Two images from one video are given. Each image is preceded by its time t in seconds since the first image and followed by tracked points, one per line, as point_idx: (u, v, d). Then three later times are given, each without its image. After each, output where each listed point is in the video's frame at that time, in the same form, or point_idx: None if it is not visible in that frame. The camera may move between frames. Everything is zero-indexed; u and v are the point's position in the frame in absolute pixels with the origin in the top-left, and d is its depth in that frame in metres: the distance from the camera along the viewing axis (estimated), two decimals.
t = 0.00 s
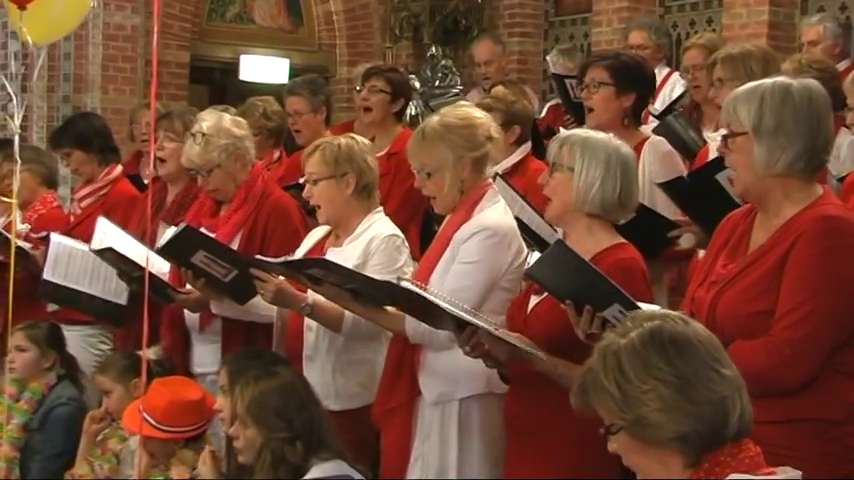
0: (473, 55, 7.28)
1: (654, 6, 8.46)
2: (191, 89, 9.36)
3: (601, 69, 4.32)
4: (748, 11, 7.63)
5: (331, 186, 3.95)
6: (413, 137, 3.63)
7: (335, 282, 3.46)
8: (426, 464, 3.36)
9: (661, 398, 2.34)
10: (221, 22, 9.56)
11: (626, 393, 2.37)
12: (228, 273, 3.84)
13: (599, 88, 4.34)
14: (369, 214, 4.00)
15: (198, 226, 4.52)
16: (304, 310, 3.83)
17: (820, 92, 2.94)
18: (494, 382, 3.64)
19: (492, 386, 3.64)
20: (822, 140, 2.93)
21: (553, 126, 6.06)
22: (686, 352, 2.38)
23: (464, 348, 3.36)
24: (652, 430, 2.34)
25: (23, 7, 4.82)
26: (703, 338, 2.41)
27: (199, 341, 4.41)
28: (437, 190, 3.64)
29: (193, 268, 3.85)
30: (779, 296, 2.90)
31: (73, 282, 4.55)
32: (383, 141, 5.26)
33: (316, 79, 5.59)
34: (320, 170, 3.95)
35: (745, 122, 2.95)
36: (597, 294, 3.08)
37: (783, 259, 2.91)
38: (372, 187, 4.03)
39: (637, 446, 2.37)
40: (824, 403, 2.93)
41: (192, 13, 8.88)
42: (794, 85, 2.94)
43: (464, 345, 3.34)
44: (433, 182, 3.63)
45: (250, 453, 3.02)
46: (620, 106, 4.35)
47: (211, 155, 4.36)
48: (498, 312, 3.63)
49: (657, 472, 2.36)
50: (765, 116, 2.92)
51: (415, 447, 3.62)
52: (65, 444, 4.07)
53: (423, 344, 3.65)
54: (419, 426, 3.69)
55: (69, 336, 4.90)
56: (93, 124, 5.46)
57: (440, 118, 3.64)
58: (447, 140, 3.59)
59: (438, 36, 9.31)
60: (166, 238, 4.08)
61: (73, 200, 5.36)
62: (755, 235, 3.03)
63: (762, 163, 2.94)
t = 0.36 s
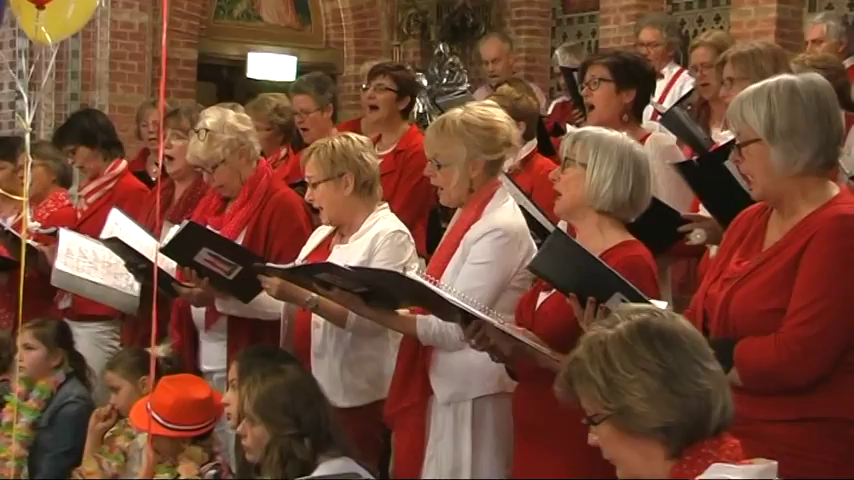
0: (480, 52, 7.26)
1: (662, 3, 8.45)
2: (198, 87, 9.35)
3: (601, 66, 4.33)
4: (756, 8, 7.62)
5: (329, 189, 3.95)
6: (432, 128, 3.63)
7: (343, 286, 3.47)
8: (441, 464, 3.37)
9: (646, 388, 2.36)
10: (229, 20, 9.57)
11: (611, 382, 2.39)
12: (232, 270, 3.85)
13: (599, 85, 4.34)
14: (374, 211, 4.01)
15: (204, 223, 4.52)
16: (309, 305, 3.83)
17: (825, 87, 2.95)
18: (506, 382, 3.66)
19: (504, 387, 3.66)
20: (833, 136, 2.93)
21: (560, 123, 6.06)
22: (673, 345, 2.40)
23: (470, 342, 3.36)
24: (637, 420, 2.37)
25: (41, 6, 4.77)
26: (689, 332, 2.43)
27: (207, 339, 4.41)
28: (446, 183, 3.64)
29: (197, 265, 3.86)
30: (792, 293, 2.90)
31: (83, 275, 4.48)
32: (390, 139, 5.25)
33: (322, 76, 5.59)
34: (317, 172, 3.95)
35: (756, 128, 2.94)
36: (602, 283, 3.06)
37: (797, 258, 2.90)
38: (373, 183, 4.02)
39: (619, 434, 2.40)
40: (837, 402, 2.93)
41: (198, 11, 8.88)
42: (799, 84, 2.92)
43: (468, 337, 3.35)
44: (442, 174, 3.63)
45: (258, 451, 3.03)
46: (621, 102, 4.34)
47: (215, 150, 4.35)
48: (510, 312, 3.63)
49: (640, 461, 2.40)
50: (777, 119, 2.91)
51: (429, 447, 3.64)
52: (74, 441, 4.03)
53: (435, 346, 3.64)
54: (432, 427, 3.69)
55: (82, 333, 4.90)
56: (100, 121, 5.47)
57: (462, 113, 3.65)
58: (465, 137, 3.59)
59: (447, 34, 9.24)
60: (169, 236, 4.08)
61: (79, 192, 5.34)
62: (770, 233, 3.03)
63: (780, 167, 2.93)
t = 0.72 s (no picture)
0: (486, 52, 7.25)
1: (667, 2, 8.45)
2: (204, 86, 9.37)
3: (598, 77, 4.32)
4: (762, 7, 7.62)
5: (332, 187, 3.95)
6: (443, 127, 3.62)
7: (351, 286, 3.47)
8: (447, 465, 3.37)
9: (610, 387, 2.39)
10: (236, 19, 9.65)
11: (577, 382, 2.42)
12: (236, 269, 3.84)
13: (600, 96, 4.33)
14: (376, 210, 4.01)
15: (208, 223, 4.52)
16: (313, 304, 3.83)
17: (821, 83, 2.95)
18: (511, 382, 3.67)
19: (509, 387, 3.66)
20: (836, 133, 2.93)
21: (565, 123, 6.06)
22: (637, 346, 2.43)
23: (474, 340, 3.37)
24: (602, 418, 2.39)
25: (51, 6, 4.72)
26: (654, 335, 2.47)
27: (211, 338, 4.41)
28: (454, 182, 3.64)
29: (201, 264, 3.84)
30: (800, 294, 2.89)
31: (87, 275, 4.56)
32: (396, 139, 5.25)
33: (327, 76, 5.59)
34: (321, 171, 3.95)
35: (762, 135, 2.92)
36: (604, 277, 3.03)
37: (805, 258, 2.90)
38: (376, 181, 4.01)
39: (585, 435, 2.42)
40: (844, 402, 2.93)
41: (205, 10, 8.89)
42: (797, 84, 2.92)
43: (473, 337, 3.35)
44: (451, 174, 3.63)
45: (264, 451, 3.03)
46: (622, 107, 4.35)
47: (218, 147, 4.35)
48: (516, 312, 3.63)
49: (608, 460, 2.41)
50: (782, 122, 2.90)
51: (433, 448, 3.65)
52: (78, 439, 4.06)
53: (440, 346, 3.63)
54: (436, 426, 3.69)
55: (88, 332, 4.91)
56: (106, 119, 5.47)
57: (472, 112, 3.64)
58: (474, 137, 3.59)
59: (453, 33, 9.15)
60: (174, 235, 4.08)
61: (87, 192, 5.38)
62: (778, 233, 3.03)
63: (790, 172, 2.91)
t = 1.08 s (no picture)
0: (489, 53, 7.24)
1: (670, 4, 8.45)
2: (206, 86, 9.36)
3: (604, 81, 4.33)
4: (765, 8, 7.62)
5: (334, 186, 3.96)
6: (445, 127, 3.64)
7: (351, 287, 3.47)
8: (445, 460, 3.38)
9: (589, 397, 2.40)
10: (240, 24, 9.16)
11: (555, 399, 2.42)
12: (237, 272, 3.86)
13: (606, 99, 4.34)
14: (376, 211, 4.01)
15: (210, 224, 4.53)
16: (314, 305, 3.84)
17: (825, 87, 2.95)
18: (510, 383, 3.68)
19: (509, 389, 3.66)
20: (837, 136, 2.93)
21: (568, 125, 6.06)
22: (606, 358, 2.45)
23: (474, 342, 3.36)
24: (586, 431, 2.37)
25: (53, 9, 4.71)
26: (621, 346, 2.49)
27: (213, 339, 4.43)
28: (454, 183, 3.64)
29: (201, 268, 3.85)
30: (800, 295, 2.89)
31: (89, 272, 4.66)
32: (399, 141, 5.25)
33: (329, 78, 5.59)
34: (324, 170, 3.96)
35: (760, 134, 2.93)
36: (602, 283, 3.00)
37: (805, 260, 2.90)
38: (378, 182, 4.02)
39: (572, 453, 2.39)
40: (843, 403, 2.93)
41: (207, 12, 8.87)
42: (801, 85, 2.92)
43: (473, 336, 3.34)
44: (451, 175, 3.64)
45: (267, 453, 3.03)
46: (631, 109, 4.35)
47: (217, 148, 4.37)
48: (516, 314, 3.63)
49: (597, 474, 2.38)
50: (781, 124, 2.90)
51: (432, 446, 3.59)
52: (82, 442, 4.02)
53: (441, 347, 3.65)
54: (436, 427, 3.71)
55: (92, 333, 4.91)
56: (109, 121, 5.46)
57: (474, 114, 3.65)
58: (476, 140, 3.61)
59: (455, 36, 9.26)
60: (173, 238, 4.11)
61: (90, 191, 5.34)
62: (776, 234, 3.03)
63: (785, 174, 2.92)
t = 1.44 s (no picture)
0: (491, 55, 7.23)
1: (673, 5, 8.44)
2: (209, 88, 9.39)
3: (617, 80, 4.32)
4: (767, 9, 7.62)
5: (342, 182, 3.95)
6: (448, 123, 3.65)
7: (354, 284, 3.47)
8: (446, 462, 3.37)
9: (602, 402, 2.34)
10: (242, 22, 9.59)
11: (569, 405, 2.36)
12: (239, 274, 3.86)
13: (620, 98, 4.34)
14: (378, 212, 4.01)
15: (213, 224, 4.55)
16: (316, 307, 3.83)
17: (828, 89, 2.94)
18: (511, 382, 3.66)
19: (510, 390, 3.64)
20: (837, 139, 2.92)
21: (571, 126, 6.06)
22: (621, 362, 2.40)
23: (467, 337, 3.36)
24: (598, 436, 2.31)
25: (51, 9, 4.73)
26: (637, 353, 2.44)
27: (215, 339, 4.42)
28: (454, 177, 3.65)
29: (204, 270, 3.86)
30: (798, 295, 2.89)
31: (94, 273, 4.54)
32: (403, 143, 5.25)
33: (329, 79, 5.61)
34: (334, 165, 3.96)
35: (760, 134, 2.93)
36: (602, 294, 3.01)
37: (803, 259, 2.89)
38: (384, 185, 4.03)
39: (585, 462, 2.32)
40: (842, 403, 2.93)
41: (210, 13, 8.88)
42: (804, 87, 2.92)
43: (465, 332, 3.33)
44: (451, 168, 3.64)
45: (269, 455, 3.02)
46: (643, 109, 4.35)
47: (237, 132, 4.39)
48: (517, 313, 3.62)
49: None
50: (781, 127, 2.90)
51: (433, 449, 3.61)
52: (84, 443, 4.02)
53: (441, 347, 3.64)
54: (437, 427, 3.70)
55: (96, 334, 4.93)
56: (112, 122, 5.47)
57: (479, 111, 3.64)
58: (478, 135, 3.60)
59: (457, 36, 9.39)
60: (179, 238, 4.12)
61: (91, 191, 5.29)
62: (775, 234, 3.03)
63: (781, 176, 2.92)
